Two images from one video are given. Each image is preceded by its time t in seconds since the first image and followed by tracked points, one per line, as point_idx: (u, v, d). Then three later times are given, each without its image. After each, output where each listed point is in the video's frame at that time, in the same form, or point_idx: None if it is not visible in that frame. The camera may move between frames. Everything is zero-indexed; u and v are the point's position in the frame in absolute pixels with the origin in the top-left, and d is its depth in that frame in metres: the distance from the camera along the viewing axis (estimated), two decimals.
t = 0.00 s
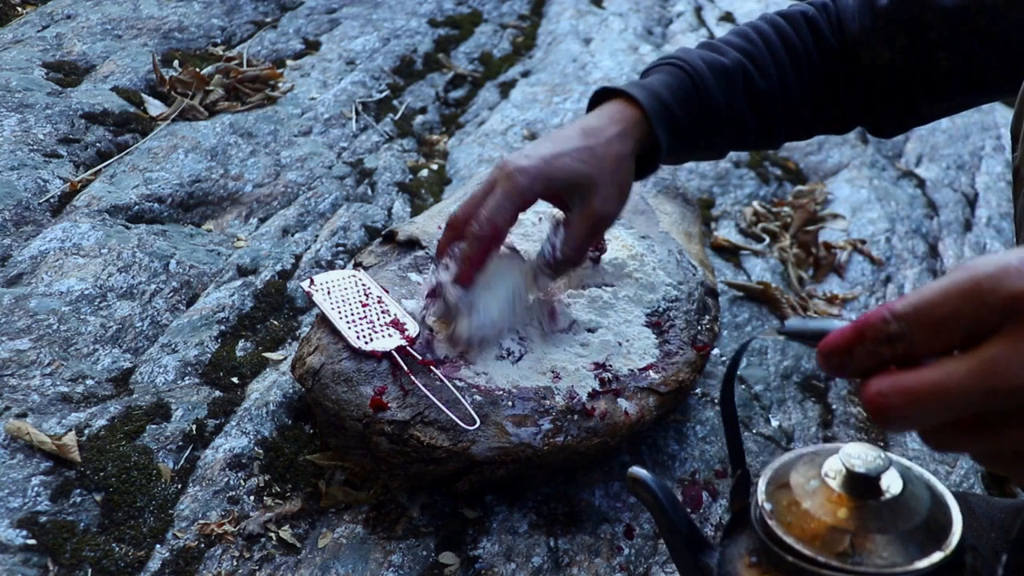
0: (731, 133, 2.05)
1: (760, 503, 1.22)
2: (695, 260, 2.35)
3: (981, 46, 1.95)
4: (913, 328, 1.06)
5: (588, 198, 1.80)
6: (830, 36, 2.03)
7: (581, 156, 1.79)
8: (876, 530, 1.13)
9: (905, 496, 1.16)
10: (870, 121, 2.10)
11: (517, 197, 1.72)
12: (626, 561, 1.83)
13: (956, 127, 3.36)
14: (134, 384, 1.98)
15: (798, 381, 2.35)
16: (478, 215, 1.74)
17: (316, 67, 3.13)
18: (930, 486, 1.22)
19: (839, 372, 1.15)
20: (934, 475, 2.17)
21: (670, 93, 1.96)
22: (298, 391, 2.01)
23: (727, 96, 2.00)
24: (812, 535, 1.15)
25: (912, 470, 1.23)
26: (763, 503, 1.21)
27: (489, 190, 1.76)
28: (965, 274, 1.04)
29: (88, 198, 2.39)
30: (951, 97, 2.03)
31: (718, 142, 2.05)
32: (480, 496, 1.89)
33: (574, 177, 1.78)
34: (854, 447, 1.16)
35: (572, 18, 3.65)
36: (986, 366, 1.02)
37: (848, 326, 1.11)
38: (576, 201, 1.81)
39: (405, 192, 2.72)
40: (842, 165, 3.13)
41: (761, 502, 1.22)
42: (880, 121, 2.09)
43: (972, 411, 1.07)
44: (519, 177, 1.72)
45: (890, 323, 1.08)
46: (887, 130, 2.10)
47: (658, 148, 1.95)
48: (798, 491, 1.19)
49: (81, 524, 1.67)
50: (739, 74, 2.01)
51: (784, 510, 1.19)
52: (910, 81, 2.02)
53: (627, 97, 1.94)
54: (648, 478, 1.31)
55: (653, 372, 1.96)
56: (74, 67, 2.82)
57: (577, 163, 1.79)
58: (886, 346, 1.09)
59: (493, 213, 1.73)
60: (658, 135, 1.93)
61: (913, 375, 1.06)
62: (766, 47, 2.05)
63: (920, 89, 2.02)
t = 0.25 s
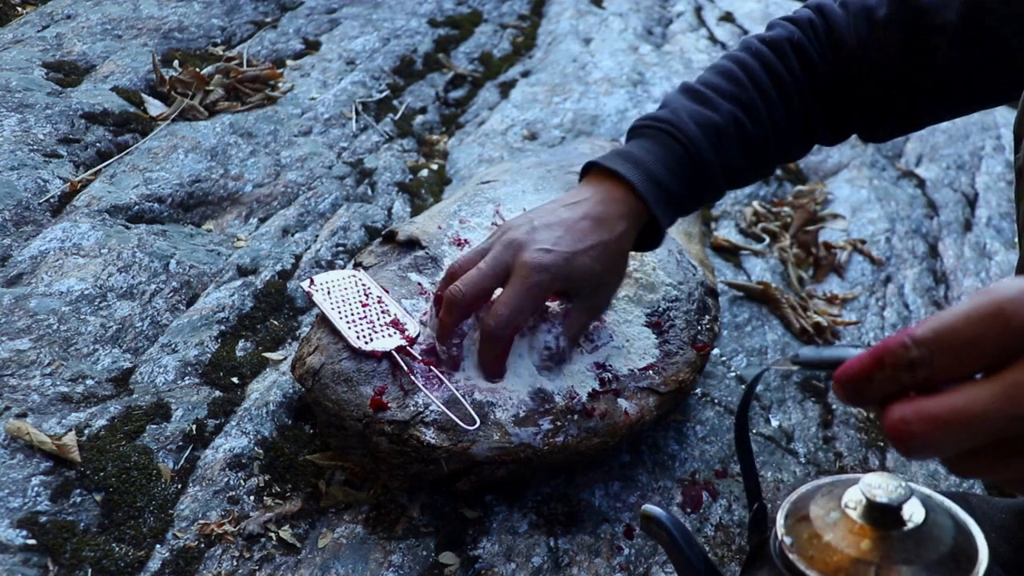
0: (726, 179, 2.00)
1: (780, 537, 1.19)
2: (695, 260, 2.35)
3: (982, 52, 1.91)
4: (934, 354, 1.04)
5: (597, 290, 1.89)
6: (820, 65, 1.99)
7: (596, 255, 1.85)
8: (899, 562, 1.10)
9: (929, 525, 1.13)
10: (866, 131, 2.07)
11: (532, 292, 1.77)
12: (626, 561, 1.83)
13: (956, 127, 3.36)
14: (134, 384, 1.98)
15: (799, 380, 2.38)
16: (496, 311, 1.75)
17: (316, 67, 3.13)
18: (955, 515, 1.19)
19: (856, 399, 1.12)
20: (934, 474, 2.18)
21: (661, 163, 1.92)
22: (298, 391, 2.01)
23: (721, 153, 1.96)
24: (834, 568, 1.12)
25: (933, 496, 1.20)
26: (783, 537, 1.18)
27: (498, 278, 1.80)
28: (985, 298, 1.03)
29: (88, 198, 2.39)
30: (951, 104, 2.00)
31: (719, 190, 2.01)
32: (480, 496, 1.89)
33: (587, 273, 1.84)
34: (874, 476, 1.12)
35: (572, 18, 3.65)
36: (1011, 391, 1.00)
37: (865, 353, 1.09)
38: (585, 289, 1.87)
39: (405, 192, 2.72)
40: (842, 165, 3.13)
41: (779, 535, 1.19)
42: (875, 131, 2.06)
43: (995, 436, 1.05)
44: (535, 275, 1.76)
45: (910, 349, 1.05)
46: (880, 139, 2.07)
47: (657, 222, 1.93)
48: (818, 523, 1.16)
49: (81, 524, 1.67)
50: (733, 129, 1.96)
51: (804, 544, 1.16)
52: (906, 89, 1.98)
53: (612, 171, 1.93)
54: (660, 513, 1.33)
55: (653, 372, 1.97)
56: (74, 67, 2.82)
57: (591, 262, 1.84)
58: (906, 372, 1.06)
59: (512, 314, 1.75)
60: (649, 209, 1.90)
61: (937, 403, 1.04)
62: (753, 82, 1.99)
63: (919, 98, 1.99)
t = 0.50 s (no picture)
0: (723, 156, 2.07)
1: (791, 540, 1.23)
2: (695, 260, 2.35)
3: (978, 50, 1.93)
4: (960, 358, 1.05)
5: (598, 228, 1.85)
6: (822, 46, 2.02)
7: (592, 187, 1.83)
8: (913, 567, 1.14)
9: (942, 531, 1.16)
10: (869, 128, 2.09)
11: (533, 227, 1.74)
12: (626, 561, 1.83)
13: (956, 127, 3.36)
14: (134, 384, 1.98)
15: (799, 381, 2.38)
16: (501, 251, 1.73)
17: (316, 67, 3.13)
18: (965, 520, 1.22)
19: (875, 404, 1.12)
20: (933, 475, 2.18)
21: (662, 118, 1.95)
22: (298, 391, 2.01)
23: (719, 118, 2.00)
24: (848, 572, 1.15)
25: (945, 504, 1.23)
26: (794, 541, 1.22)
27: (496, 222, 1.77)
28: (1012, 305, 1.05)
29: (88, 198, 2.39)
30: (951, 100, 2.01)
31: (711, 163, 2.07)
32: (480, 496, 1.89)
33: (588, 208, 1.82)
34: (886, 481, 1.16)
35: (572, 18, 3.65)
36: None
37: (889, 356, 1.09)
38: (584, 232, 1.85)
39: (405, 192, 2.72)
40: (842, 165, 3.13)
41: (791, 537, 1.23)
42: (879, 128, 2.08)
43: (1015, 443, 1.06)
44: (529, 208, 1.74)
45: (935, 353, 1.06)
46: (885, 136, 2.09)
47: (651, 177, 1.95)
48: (831, 527, 1.19)
49: (81, 524, 1.67)
50: (732, 95, 2.00)
51: (817, 547, 1.19)
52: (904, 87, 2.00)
53: (617, 121, 1.95)
54: (662, 513, 1.33)
55: (653, 372, 1.97)
56: (74, 67, 2.82)
57: (587, 194, 1.82)
58: (930, 377, 1.06)
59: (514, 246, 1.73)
60: (649, 162, 1.92)
61: (965, 409, 1.04)
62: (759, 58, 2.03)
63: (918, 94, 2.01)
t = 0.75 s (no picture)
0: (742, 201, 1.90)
1: (788, 555, 1.23)
2: (695, 260, 2.35)
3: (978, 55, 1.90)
4: (947, 373, 1.05)
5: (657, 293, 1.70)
6: (819, 74, 1.94)
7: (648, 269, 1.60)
8: None
9: (937, 542, 1.17)
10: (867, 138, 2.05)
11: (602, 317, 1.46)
12: (626, 561, 1.83)
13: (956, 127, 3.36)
14: (134, 384, 1.98)
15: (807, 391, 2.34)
16: (575, 345, 1.43)
17: (316, 67, 3.13)
18: (961, 531, 1.23)
19: (869, 420, 1.14)
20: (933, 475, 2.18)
21: (678, 190, 1.75)
22: (298, 391, 2.01)
23: (735, 175, 1.83)
24: None
25: (940, 515, 1.24)
26: (791, 554, 1.22)
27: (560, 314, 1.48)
28: (1000, 317, 1.04)
29: (88, 198, 2.39)
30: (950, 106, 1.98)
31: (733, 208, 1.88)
32: (480, 496, 1.89)
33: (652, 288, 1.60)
34: (883, 494, 1.17)
35: (572, 18, 3.65)
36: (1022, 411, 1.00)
37: (878, 372, 1.11)
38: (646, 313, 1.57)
39: (405, 192, 2.72)
40: (842, 166, 3.13)
41: (789, 552, 1.24)
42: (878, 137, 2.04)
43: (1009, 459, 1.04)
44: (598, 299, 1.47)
45: (922, 368, 1.07)
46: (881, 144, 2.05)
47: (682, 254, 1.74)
48: (828, 541, 1.20)
49: (81, 524, 1.67)
50: (744, 148, 1.84)
51: (814, 562, 1.20)
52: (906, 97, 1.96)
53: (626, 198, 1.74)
54: (665, 528, 1.35)
55: (653, 372, 1.97)
56: (74, 67, 2.82)
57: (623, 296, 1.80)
58: (918, 391, 1.07)
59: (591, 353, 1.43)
60: (676, 242, 1.72)
61: (955, 423, 1.04)
62: (765, 99, 1.89)
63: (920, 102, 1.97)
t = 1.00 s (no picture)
0: (747, 138, 2.04)
1: (795, 559, 1.24)
2: (695, 260, 2.35)
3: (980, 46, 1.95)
4: (960, 379, 1.05)
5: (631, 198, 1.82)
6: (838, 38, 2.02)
7: (630, 163, 1.81)
8: None
9: (945, 548, 1.17)
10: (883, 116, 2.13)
11: (579, 189, 1.72)
12: (626, 561, 1.83)
13: (956, 127, 3.36)
14: (134, 384, 1.98)
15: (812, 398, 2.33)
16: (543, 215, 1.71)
17: (316, 67, 3.13)
18: (969, 536, 1.23)
19: (876, 424, 1.12)
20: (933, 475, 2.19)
21: (688, 107, 1.93)
22: (298, 391, 2.01)
23: (742, 107, 1.98)
24: None
25: (948, 520, 1.24)
26: (798, 559, 1.23)
27: (539, 189, 1.75)
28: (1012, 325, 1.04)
29: (88, 198, 2.39)
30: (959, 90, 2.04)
31: (737, 145, 2.04)
32: (480, 496, 1.89)
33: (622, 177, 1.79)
34: (891, 499, 1.17)
35: (572, 18, 3.65)
36: None
37: (888, 375, 1.10)
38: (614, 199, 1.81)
39: (405, 192, 2.72)
40: (842, 166, 3.13)
41: (796, 556, 1.24)
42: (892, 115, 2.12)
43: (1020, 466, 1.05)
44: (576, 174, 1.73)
45: (935, 374, 1.06)
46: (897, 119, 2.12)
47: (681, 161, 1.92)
48: (835, 546, 1.20)
49: (81, 524, 1.67)
50: (754, 85, 1.99)
51: (822, 566, 1.20)
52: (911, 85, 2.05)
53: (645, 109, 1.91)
54: (669, 531, 1.35)
55: (653, 372, 1.97)
56: (74, 67, 2.82)
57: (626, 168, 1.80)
58: (930, 397, 1.07)
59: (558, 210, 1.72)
60: (672, 148, 1.88)
61: (966, 431, 1.04)
62: (788, 50, 2.02)
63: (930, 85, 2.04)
